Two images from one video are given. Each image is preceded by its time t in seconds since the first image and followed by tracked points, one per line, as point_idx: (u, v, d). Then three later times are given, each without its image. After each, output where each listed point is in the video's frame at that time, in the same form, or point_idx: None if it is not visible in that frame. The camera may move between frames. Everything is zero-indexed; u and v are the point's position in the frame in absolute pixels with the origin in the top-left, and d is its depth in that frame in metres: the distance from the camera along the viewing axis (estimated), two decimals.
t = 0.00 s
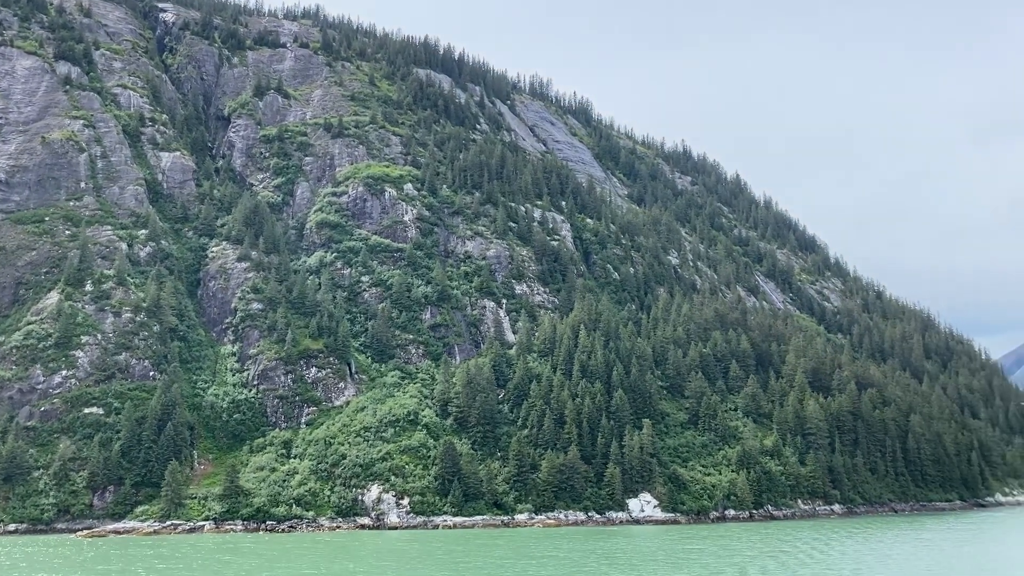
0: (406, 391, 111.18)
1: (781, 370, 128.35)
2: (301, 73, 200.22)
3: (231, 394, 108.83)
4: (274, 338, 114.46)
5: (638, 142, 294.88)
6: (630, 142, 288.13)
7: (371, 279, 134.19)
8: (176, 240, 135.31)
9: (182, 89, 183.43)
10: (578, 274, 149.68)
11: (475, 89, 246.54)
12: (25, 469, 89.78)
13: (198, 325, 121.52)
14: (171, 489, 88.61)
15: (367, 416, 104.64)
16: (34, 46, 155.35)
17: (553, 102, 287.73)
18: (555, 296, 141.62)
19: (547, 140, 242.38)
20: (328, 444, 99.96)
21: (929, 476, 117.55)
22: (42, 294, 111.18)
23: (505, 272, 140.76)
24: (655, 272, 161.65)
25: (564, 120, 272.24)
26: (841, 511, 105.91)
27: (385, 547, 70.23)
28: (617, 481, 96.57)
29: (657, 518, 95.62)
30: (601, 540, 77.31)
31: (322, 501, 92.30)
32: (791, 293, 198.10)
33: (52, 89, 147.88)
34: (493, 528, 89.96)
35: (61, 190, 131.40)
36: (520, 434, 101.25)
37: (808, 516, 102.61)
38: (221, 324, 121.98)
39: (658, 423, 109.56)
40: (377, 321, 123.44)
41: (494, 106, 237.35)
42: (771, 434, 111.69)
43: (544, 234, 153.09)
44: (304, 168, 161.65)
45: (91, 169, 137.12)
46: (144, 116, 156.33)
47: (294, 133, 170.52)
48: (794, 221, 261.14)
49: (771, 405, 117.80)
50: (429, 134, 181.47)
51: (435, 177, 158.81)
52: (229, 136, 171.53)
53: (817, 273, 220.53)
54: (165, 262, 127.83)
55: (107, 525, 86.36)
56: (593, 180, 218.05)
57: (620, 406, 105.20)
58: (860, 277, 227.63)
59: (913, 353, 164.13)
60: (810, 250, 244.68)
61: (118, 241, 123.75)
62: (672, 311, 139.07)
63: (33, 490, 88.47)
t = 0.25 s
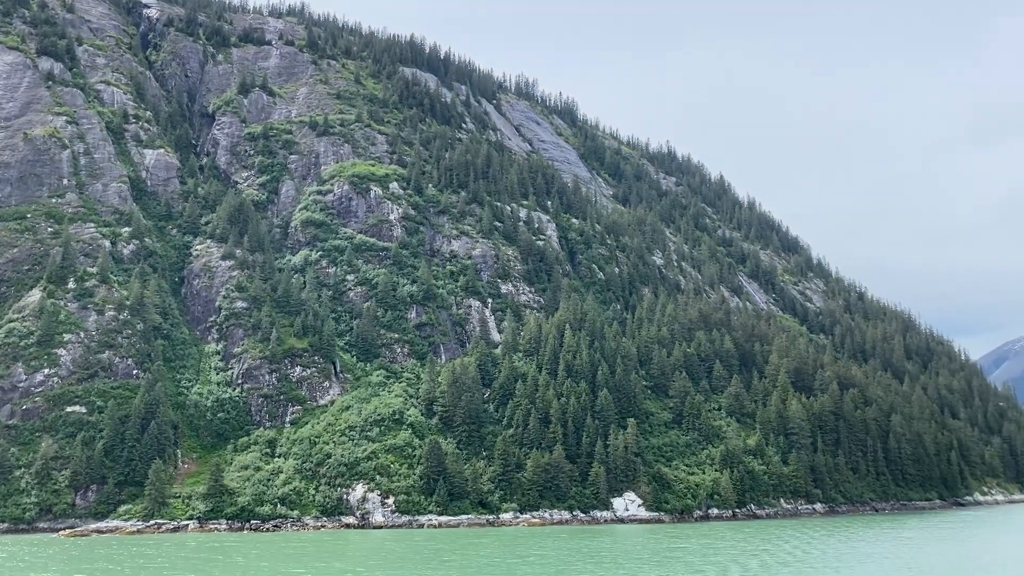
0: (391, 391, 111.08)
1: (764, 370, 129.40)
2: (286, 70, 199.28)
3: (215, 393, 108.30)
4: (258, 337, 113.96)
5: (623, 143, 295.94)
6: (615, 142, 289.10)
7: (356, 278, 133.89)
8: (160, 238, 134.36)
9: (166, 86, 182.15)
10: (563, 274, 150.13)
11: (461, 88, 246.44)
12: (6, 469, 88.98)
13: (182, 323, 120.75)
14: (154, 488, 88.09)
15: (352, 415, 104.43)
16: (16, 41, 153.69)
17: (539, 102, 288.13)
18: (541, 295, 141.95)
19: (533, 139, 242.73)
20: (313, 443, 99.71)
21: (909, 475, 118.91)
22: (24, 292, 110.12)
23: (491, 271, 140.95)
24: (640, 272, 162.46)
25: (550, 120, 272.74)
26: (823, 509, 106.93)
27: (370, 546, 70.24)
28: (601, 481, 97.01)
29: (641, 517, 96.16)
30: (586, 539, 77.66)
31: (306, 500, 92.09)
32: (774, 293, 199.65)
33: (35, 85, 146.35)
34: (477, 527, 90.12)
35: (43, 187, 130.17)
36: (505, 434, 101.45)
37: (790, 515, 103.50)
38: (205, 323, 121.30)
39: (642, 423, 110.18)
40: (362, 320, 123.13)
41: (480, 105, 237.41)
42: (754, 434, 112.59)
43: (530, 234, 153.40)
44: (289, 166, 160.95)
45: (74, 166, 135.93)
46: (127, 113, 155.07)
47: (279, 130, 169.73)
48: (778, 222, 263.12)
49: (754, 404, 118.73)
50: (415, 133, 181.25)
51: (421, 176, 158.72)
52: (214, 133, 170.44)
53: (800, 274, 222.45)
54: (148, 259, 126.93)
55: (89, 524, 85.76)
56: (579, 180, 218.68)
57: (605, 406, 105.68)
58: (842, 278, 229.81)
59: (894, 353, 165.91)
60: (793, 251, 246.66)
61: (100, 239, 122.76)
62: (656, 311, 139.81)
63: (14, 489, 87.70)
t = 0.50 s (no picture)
0: (378, 390, 110.97)
1: (749, 370, 130.29)
2: (272, 68, 198.41)
3: (200, 392, 107.82)
4: (244, 336, 113.52)
5: (610, 143, 296.82)
6: (602, 142, 289.90)
7: (343, 277, 133.64)
8: (145, 236, 133.50)
9: (151, 83, 180.91)
10: (550, 273, 150.52)
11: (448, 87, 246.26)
12: None
13: (167, 321, 120.05)
14: (139, 487, 87.62)
15: (338, 414, 104.32)
16: None
17: (526, 101, 288.36)
18: (528, 295, 142.23)
19: (520, 139, 242.95)
20: (299, 443, 99.50)
21: (892, 474, 120.14)
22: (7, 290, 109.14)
23: (478, 271, 141.11)
24: (626, 272, 163.19)
25: (536, 120, 273.13)
26: (807, 508, 107.83)
27: (357, 545, 70.26)
28: (588, 480, 97.43)
29: (627, 516, 96.63)
30: (572, 538, 77.97)
31: (292, 500, 91.89)
32: (759, 293, 201.04)
33: (19, 81, 145.08)
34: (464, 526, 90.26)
35: (27, 184, 129.04)
36: (492, 433, 101.63)
37: (775, 514, 104.28)
38: (190, 321, 120.67)
39: (628, 422, 110.74)
40: (348, 319, 122.87)
41: (467, 104, 237.41)
42: (739, 433, 113.39)
43: (517, 234, 153.67)
44: (275, 164, 160.27)
45: (59, 163, 134.83)
46: (113, 110, 153.91)
47: (266, 128, 168.97)
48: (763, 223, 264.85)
49: (739, 404, 119.58)
50: (402, 132, 181.02)
51: (408, 175, 158.62)
52: (200, 130, 169.43)
53: (785, 274, 224.15)
54: (133, 257, 126.11)
55: (73, 523, 85.20)
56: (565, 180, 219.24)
57: (592, 405, 106.12)
58: (826, 279, 231.74)
59: (877, 354, 167.47)
60: (778, 252, 248.43)
61: (85, 237, 121.85)
62: (643, 311, 140.46)
63: None
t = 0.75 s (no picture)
0: (362, 388, 110.85)
1: (731, 369, 131.38)
2: (257, 65, 197.40)
3: (183, 391, 107.29)
4: (228, 334, 113.03)
5: (595, 143, 297.87)
6: (586, 142, 290.77)
7: (327, 275, 133.36)
8: (127, 234, 132.52)
9: (134, 79, 179.49)
10: (535, 273, 150.98)
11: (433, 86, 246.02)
12: None
13: (150, 319, 119.28)
14: (122, 486, 87.14)
15: (322, 413, 104.16)
16: None
17: (511, 101, 288.64)
18: (512, 294, 142.58)
19: (506, 139, 243.18)
20: (283, 441, 99.27)
21: (872, 473, 121.59)
22: None
23: (462, 270, 141.29)
24: (610, 272, 164.00)
25: (521, 119, 273.46)
26: (788, 507, 108.95)
27: (342, 544, 70.31)
28: (571, 479, 97.96)
29: (610, 515, 97.21)
30: (556, 537, 78.43)
31: (276, 498, 91.69)
32: (742, 293, 202.63)
33: None
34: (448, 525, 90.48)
35: (7, 180, 127.76)
36: (477, 432, 101.87)
37: (756, 512, 105.23)
38: (173, 319, 119.97)
39: (612, 421, 111.38)
40: (332, 318, 122.57)
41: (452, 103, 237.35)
42: (722, 433, 114.36)
43: (502, 233, 153.97)
44: (259, 162, 159.51)
45: (40, 159, 133.59)
46: (95, 106, 152.62)
47: (250, 126, 168.16)
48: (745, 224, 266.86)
49: (722, 404, 120.61)
50: (387, 131, 180.72)
51: (393, 174, 158.48)
52: (183, 127, 168.28)
53: (767, 275, 226.06)
54: (116, 255, 125.20)
55: (54, 522, 84.61)
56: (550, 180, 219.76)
57: (576, 405, 106.64)
58: (807, 279, 233.97)
59: (857, 354, 169.40)
60: (760, 252, 250.40)
61: (67, 234, 120.86)
62: (627, 311, 141.24)
63: None
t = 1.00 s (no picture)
0: (348, 387, 110.60)
1: (716, 369, 132.16)
2: (242, 62, 196.31)
3: (168, 389, 106.69)
4: (213, 333, 112.46)
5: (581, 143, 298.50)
6: (572, 142, 291.37)
7: (313, 274, 132.95)
8: (111, 231, 131.51)
9: (118, 76, 178.04)
10: (521, 272, 151.21)
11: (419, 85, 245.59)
12: None
13: (134, 317, 118.44)
14: (106, 485, 86.60)
15: (308, 412, 103.88)
16: None
17: (498, 100, 288.60)
18: (499, 293, 142.71)
19: (492, 138, 243.17)
20: (268, 440, 98.94)
21: (854, 472, 122.74)
22: None
23: (449, 269, 141.29)
24: (596, 272, 164.52)
25: (508, 118, 273.57)
26: (772, 506, 109.83)
27: (328, 543, 70.25)
28: (557, 478, 98.29)
29: (595, 514, 97.62)
30: (543, 536, 78.66)
31: (261, 498, 91.41)
32: (726, 293, 203.85)
33: None
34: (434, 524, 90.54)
35: None
36: (463, 431, 101.96)
37: (741, 511, 105.97)
38: (158, 318, 119.19)
39: (598, 421, 111.79)
40: (318, 317, 122.13)
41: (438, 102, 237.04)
42: (706, 432, 115.07)
43: (488, 233, 154.08)
44: (245, 160, 158.68)
45: (23, 156, 132.30)
46: (79, 102, 151.28)
47: (235, 123, 167.26)
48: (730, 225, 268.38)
49: (706, 403, 121.36)
50: (373, 129, 180.26)
51: (379, 172, 158.17)
52: (168, 125, 167.11)
53: (751, 275, 227.53)
54: (100, 252, 124.19)
55: (37, 522, 83.98)
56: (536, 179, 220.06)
57: (562, 404, 106.95)
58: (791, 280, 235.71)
59: (840, 353, 170.90)
60: (745, 252, 251.96)
61: (50, 231, 119.79)
62: (612, 310, 141.71)
63: None
